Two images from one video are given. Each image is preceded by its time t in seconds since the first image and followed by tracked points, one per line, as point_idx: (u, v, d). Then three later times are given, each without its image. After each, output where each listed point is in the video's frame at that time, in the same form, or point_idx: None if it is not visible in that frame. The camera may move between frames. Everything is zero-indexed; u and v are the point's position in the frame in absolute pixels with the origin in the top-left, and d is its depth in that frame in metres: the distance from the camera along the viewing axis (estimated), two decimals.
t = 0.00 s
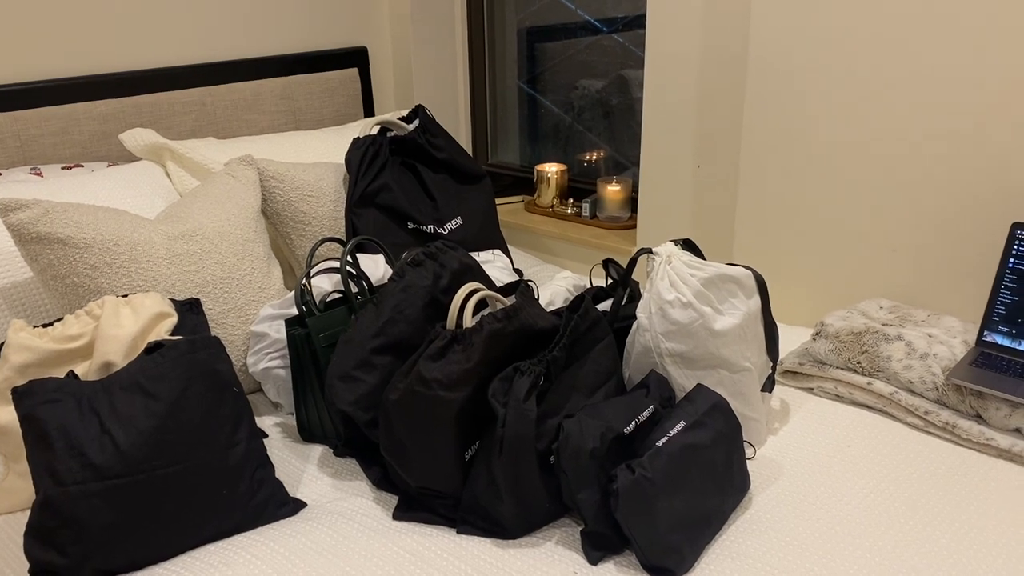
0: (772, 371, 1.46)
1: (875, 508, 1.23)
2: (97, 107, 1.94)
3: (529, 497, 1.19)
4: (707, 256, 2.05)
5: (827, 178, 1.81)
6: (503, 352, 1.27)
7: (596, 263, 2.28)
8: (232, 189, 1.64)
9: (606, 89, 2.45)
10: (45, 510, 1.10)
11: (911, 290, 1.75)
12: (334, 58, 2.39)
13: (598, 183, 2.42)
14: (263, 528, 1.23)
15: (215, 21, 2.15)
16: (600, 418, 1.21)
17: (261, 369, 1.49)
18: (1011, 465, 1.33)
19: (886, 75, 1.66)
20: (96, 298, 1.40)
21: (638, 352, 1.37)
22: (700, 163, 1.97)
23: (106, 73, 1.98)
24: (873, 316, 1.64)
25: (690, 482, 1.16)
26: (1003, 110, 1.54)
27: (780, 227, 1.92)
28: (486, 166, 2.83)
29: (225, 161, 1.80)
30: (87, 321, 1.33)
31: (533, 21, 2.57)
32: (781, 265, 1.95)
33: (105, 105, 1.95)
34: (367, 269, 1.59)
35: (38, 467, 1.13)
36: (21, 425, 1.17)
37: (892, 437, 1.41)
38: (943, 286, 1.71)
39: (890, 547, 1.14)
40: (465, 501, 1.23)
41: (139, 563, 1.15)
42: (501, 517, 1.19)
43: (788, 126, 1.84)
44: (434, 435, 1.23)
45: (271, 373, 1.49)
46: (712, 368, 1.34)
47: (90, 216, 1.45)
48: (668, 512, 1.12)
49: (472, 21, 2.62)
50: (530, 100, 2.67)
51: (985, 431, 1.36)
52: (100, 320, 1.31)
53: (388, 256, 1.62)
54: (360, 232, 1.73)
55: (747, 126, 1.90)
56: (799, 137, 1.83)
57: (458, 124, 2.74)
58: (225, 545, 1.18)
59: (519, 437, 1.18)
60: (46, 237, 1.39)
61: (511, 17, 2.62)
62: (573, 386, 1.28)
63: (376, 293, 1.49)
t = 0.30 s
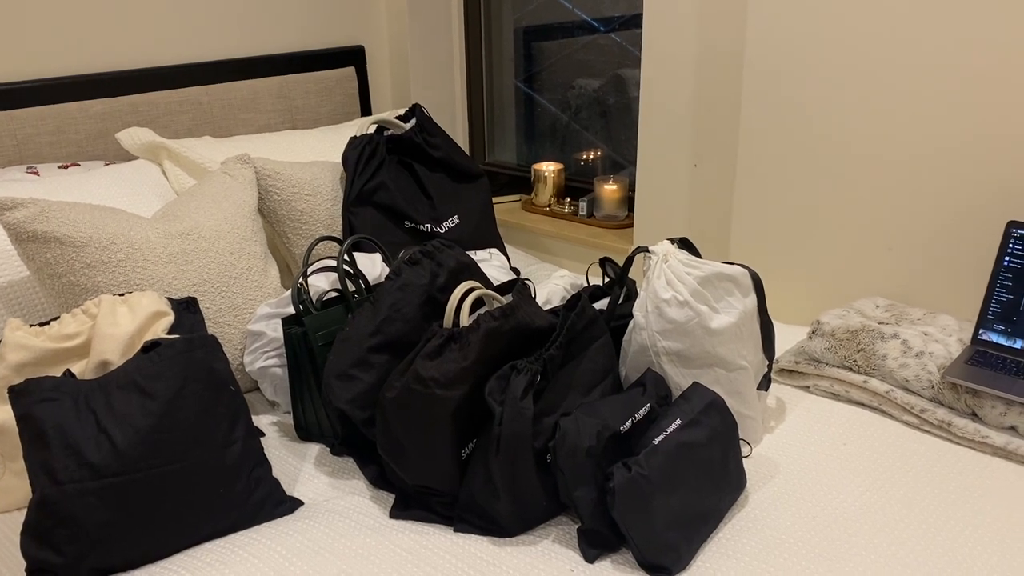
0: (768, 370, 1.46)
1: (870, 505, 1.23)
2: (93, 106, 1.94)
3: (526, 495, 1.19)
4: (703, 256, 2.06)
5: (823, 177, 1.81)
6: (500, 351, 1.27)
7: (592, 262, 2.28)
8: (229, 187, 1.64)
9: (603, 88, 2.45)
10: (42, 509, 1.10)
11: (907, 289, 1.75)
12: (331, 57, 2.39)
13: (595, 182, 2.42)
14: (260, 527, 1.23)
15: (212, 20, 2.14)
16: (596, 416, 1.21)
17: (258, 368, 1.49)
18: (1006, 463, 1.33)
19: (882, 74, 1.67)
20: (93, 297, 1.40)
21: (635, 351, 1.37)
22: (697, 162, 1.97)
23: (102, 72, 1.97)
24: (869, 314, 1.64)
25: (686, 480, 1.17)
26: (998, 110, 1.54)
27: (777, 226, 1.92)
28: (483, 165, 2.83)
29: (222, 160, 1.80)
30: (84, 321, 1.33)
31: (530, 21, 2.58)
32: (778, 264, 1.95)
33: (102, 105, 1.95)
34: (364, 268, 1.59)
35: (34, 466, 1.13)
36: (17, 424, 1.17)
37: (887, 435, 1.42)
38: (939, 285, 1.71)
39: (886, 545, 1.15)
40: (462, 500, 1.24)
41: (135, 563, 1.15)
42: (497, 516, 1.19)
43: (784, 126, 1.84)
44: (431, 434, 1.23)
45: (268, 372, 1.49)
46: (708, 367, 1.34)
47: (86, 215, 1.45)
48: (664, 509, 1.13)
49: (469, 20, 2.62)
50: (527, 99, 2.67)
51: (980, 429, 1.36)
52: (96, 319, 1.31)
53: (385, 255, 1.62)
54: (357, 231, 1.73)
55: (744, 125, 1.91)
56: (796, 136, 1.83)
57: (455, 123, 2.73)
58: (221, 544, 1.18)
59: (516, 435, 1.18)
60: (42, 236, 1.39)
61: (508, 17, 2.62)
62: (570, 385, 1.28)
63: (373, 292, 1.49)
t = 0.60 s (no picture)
0: (764, 369, 1.46)
1: (865, 504, 1.24)
2: (90, 106, 1.94)
3: (523, 495, 1.20)
4: (700, 255, 2.06)
5: (820, 176, 1.81)
6: (497, 351, 1.27)
7: (590, 262, 2.29)
8: (226, 187, 1.64)
9: (600, 88, 2.45)
10: (39, 510, 1.10)
11: (903, 288, 1.76)
12: (328, 57, 2.39)
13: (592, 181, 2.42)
14: (257, 527, 1.23)
15: (208, 20, 2.14)
16: (593, 416, 1.21)
17: (255, 368, 1.49)
18: (1002, 462, 1.33)
19: (878, 74, 1.67)
20: (90, 297, 1.40)
21: (632, 350, 1.37)
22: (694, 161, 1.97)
23: (99, 72, 1.97)
24: (865, 314, 1.64)
25: (683, 480, 1.17)
26: (994, 110, 1.55)
27: (773, 226, 1.92)
28: (481, 165, 2.83)
29: (219, 160, 1.80)
30: (81, 321, 1.33)
31: (526, 20, 2.58)
32: (775, 263, 1.95)
33: (98, 105, 1.95)
34: (361, 268, 1.59)
35: (31, 467, 1.13)
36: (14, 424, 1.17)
37: (883, 434, 1.42)
38: (935, 284, 1.71)
39: (882, 544, 1.15)
40: (459, 500, 1.24)
41: (133, 563, 1.15)
42: (495, 515, 1.19)
43: (781, 125, 1.84)
44: (428, 434, 1.23)
45: (265, 372, 1.49)
46: (705, 366, 1.35)
47: (83, 215, 1.45)
48: (661, 509, 1.13)
49: (466, 20, 2.62)
50: (525, 99, 2.68)
51: (976, 428, 1.37)
52: (94, 319, 1.31)
53: (381, 255, 1.62)
54: (354, 231, 1.73)
55: (740, 125, 1.91)
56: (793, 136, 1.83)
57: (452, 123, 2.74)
58: (219, 545, 1.18)
59: (513, 435, 1.18)
60: (39, 236, 1.39)
61: (505, 16, 2.62)
62: (567, 384, 1.29)
63: (370, 292, 1.49)
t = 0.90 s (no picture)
0: (760, 367, 1.47)
1: (861, 501, 1.24)
2: (86, 105, 1.93)
3: (520, 492, 1.20)
4: (697, 253, 2.06)
5: (816, 174, 1.82)
6: (494, 348, 1.27)
7: (586, 260, 2.29)
8: (222, 186, 1.64)
9: (597, 86, 2.45)
10: (35, 509, 1.10)
11: (899, 285, 1.76)
12: (324, 55, 2.39)
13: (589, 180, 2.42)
14: (254, 525, 1.23)
15: (204, 18, 2.14)
16: (590, 413, 1.22)
17: (252, 366, 1.49)
18: (997, 458, 1.34)
19: (873, 71, 1.67)
20: (86, 296, 1.40)
21: (628, 348, 1.37)
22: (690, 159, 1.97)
23: (94, 71, 1.97)
24: (861, 311, 1.65)
25: (680, 477, 1.17)
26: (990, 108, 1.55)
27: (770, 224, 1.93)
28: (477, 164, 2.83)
29: (215, 158, 1.79)
30: (77, 320, 1.33)
31: (523, 19, 2.58)
32: (771, 261, 1.95)
33: (94, 103, 1.95)
34: (358, 266, 1.59)
35: (27, 465, 1.13)
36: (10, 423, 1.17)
37: (879, 431, 1.42)
38: (931, 281, 1.72)
39: (878, 540, 1.15)
40: (456, 497, 1.24)
41: (130, 562, 1.15)
42: (491, 513, 1.20)
43: (777, 123, 1.85)
44: (425, 431, 1.23)
45: (262, 371, 1.49)
46: (701, 364, 1.35)
47: (79, 213, 1.45)
48: (657, 506, 1.13)
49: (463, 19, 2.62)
50: (521, 98, 2.68)
51: (972, 425, 1.37)
52: (90, 318, 1.31)
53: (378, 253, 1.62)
54: (350, 229, 1.73)
55: (737, 123, 1.91)
56: (789, 133, 1.83)
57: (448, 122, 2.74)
58: (216, 543, 1.19)
59: (509, 433, 1.19)
60: (35, 235, 1.39)
61: (502, 15, 2.62)
62: (563, 382, 1.29)
63: (367, 290, 1.49)
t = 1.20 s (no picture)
0: (756, 364, 1.47)
1: (857, 498, 1.24)
2: (81, 104, 1.93)
3: (516, 490, 1.20)
4: (693, 251, 2.06)
5: (812, 172, 1.82)
6: (490, 346, 1.27)
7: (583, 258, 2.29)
8: (218, 184, 1.64)
9: (594, 84, 2.45)
10: (31, 507, 1.10)
11: (894, 283, 1.76)
12: (320, 54, 2.39)
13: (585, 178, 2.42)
14: (251, 523, 1.23)
15: (201, 17, 2.14)
16: (586, 411, 1.22)
17: (248, 365, 1.49)
18: (992, 455, 1.34)
19: (869, 69, 1.67)
20: (82, 295, 1.40)
21: (624, 346, 1.37)
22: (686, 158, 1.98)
23: (90, 69, 1.97)
24: (857, 309, 1.65)
25: (675, 474, 1.17)
26: (986, 106, 1.55)
27: (766, 222, 1.93)
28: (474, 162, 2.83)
29: (211, 157, 1.79)
30: (73, 318, 1.33)
31: (519, 17, 2.58)
32: (767, 259, 1.95)
33: (90, 102, 1.94)
34: (354, 265, 1.59)
35: (23, 464, 1.13)
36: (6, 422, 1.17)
37: (875, 429, 1.43)
38: (927, 279, 1.72)
39: (874, 537, 1.16)
40: (452, 495, 1.24)
41: (126, 560, 1.15)
42: (488, 511, 1.20)
43: (773, 121, 1.85)
44: (421, 429, 1.23)
45: (258, 370, 1.50)
46: (697, 361, 1.35)
47: (75, 212, 1.45)
48: (653, 504, 1.13)
49: (460, 17, 2.62)
50: (518, 96, 2.68)
51: (967, 422, 1.37)
52: (86, 317, 1.31)
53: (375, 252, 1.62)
54: (346, 228, 1.73)
55: (733, 121, 1.91)
56: (785, 132, 1.84)
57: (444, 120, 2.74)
58: (212, 541, 1.19)
59: (505, 431, 1.19)
60: (30, 234, 1.39)
61: (499, 13, 2.62)
62: (559, 380, 1.29)
63: (363, 289, 1.49)
